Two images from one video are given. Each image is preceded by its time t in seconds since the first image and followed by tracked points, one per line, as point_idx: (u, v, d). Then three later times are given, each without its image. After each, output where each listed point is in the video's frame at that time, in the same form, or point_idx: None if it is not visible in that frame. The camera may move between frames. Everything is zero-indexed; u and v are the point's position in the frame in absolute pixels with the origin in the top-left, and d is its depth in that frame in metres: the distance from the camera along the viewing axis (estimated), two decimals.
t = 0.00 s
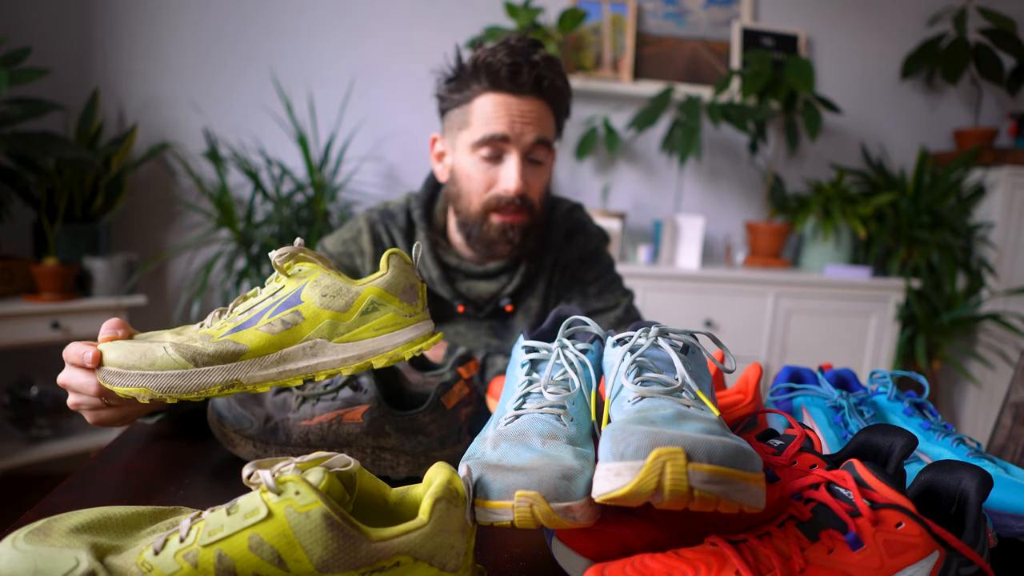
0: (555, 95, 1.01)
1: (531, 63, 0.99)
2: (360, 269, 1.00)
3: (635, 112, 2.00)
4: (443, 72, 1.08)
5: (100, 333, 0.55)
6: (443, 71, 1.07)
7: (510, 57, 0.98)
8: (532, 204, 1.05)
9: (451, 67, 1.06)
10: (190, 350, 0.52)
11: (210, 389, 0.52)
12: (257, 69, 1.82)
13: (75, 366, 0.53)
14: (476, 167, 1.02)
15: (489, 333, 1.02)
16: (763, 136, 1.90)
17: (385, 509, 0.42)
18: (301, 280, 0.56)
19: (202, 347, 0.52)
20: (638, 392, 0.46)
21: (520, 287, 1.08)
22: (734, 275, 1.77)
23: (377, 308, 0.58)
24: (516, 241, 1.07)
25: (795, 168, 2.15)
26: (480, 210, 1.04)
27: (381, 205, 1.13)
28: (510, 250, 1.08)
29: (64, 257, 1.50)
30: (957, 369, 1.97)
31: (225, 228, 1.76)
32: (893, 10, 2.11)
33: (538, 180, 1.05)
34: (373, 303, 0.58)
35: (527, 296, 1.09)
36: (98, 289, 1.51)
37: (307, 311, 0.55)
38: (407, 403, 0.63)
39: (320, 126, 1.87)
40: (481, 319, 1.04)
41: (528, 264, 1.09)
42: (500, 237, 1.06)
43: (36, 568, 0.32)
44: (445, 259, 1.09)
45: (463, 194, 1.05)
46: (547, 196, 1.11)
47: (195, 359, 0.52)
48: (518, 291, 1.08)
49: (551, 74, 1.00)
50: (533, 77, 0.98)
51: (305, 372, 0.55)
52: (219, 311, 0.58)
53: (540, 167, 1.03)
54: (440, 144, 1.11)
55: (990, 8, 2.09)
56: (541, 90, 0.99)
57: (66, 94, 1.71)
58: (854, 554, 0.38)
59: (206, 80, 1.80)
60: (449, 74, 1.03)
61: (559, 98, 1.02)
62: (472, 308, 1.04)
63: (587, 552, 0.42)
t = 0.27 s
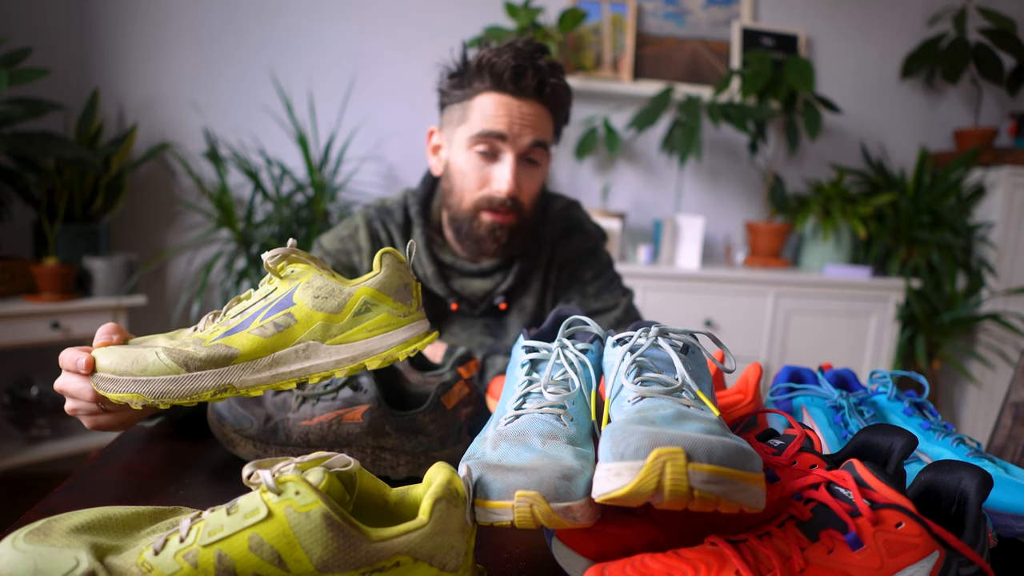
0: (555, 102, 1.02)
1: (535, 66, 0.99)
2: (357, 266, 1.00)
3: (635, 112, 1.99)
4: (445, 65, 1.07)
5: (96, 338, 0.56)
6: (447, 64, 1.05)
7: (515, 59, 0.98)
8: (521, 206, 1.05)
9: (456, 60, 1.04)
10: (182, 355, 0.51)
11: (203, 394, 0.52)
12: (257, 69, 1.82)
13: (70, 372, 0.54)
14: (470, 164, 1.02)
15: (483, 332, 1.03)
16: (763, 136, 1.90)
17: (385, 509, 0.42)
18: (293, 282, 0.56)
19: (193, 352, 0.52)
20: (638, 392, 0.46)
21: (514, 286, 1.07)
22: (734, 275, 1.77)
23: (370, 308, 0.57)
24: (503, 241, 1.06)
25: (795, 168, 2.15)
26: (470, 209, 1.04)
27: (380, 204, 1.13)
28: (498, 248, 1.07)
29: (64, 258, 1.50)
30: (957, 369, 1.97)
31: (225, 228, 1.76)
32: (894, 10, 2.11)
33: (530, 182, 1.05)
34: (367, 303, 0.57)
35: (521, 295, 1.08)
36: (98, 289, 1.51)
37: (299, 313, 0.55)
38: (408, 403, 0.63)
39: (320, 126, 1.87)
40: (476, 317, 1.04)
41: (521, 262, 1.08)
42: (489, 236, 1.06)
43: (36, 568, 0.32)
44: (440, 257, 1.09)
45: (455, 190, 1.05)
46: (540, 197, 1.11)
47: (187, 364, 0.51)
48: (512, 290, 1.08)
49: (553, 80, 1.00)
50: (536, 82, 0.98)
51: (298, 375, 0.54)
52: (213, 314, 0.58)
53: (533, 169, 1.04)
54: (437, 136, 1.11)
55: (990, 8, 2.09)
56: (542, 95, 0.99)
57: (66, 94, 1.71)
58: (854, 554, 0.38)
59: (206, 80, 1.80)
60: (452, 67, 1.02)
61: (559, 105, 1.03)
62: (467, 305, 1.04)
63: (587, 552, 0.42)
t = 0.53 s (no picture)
0: (555, 101, 1.02)
1: (533, 67, 0.99)
2: (359, 268, 1.00)
3: (635, 112, 1.99)
4: (445, 66, 1.07)
5: (97, 338, 0.56)
6: (447, 66, 1.05)
7: (512, 60, 0.98)
8: (524, 206, 1.05)
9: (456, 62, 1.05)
10: (181, 358, 0.51)
11: (201, 398, 0.52)
12: (257, 69, 1.82)
13: (72, 370, 0.54)
14: (471, 166, 1.02)
15: (483, 333, 1.03)
16: (763, 136, 1.90)
17: (385, 509, 0.42)
18: (294, 287, 0.56)
19: (192, 355, 0.52)
20: (638, 392, 0.46)
21: (517, 287, 1.07)
22: (735, 275, 1.77)
23: (370, 315, 0.57)
24: (507, 242, 1.06)
25: (795, 168, 2.15)
26: (473, 210, 1.04)
27: (381, 205, 1.13)
28: (502, 250, 1.07)
29: (64, 257, 1.50)
30: (957, 369, 1.97)
31: (225, 228, 1.76)
32: (894, 10, 2.11)
33: (531, 183, 1.05)
34: (367, 311, 0.57)
35: (523, 296, 1.08)
36: (98, 290, 1.51)
37: (299, 319, 0.55)
38: (408, 403, 0.63)
39: (320, 126, 1.87)
40: (478, 318, 1.04)
41: (524, 263, 1.08)
42: (493, 238, 1.06)
43: (36, 568, 0.32)
44: (442, 257, 1.08)
45: (458, 193, 1.06)
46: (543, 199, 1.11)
47: (186, 367, 0.51)
48: (514, 290, 1.07)
49: (552, 79, 1.00)
50: (534, 81, 0.98)
51: (296, 381, 0.54)
52: (213, 317, 0.58)
53: (534, 169, 1.04)
54: (439, 140, 1.11)
55: (990, 8, 2.09)
56: (542, 95, 0.99)
57: (66, 94, 1.71)
58: (854, 554, 0.38)
59: (206, 80, 1.80)
60: (452, 70, 1.02)
61: (559, 104, 1.03)
62: (470, 306, 1.04)
63: (587, 552, 0.42)
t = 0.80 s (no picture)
0: (555, 102, 1.01)
1: (532, 68, 0.98)
2: (360, 269, 1.00)
3: (635, 112, 2.00)
4: (445, 68, 1.07)
5: (96, 337, 0.56)
6: (447, 67, 1.05)
7: (512, 61, 0.97)
8: (525, 208, 1.04)
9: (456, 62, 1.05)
10: (179, 356, 0.51)
11: (200, 395, 0.52)
12: (257, 69, 1.82)
13: (71, 370, 0.54)
14: (472, 169, 1.02)
15: (484, 334, 1.03)
16: (763, 136, 1.90)
17: (385, 509, 0.42)
18: (292, 284, 0.56)
19: (190, 352, 0.52)
20: (638, 392, 0.46)
21: (518, 287, 1.07)
22: (735, 275, 1.77)
23: (368, 311, 0.57)
24: (509, 242, 1.06)
25: (795, 168, 2.15)
26: (474, 211, 1.04)
27: (381, 205, 1.13)
28: (504, 250, 1.07)
29: (64, 257, 1.50)
30: (957, 369, 1.97)
31: (225, 228, 1.76)
32: (894, 10, 2.11)
33: (531, 184, 1.05)
34: (365, 306, 0.57)
35: (525, 296, 1.08)
36: (98, 290, 1.51)
37: (297, 315, 0.55)
38: (408, 403, 0.63)
39: (320, 126, 1.87)
40: (479, 318, 1.05)
41: (526, 264, 1.08)
42: (495, 237, 1.05)
43: (36, 568, 0.32)
44: (444, 258, 1.08)
45: (458, 195, 1.06)
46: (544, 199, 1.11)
47: (185, 365, 0.51)
48: (516, 291, 1.08)
49: (552, 80, 1.00)
50: (534, 82, 0.98)
51: (296, 378, 0.54)
52: (211, 315, 0.58)
53: (535, 171, 1.04)
54: (439, 142, 1.11)
55: (990, 8, 2.09)
56: (542, 96, 0.98)
57: (66, 94, 1.71)
58: (854, 555, 0.38)
59: (206, 80, 1.80)
60: (451, 72, 1.02)
61: (559, 105, 1.03)
62: (471, 307, 1.04)
63: (587, 553, 0.42)
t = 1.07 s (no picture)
0: (559, 103, 1.01)
1: (536, 69, 0.98)
2: (360, 269, 1.00)
3: (635, 112, 2.00)
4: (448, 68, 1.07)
5: (97, 339, 0.56)
6: (449, 67, 1.05)
7: (515, 62, 0.97)
8: (526, 209, 1.04)
9: (459, 62, 1.04)
10: (180, 359, 0.51)
11: (200, 399, 0.52)
12: (257, 69, 1.82)
13: (71, 372, 0.54)
14: (474, 168, 1.02)
15: (484, 334, 1.03)
16: (763, 136, 1.90)
17: (385, 509, 0.42)
18: (293, 288, 0.56)
19: (191, 356, 0.52)
20: (638, 392, 0.46)
21: (519, 288, 1.07)
22: (735, 275, 1.77)
23: (369, 316, 0.57)
24: (509, 244, 1.06)
25: (796, 168, 2.15)
26: (475, 212, 1.04)
27: (381, 205, 1.13)
28: (505, 251, 1.07)
29: (64, 257, 1.50)
30: (957, 369, 1.97)
31: (225, 228, 1.76)
32: (894, 10, 2.11)
33: (533, 185, 1.05)
34: (366, 311, 0.57)
35: (525, 296, 1.08)
36: (98, 290, 1.51)
37: (298, 319, 0.55)
38: (408, 403, 0.63)
39: (320, 126, 1.87)
40: (480, 318, 1.05)
41: (527, 264, 1.08)
42: (495, 239, 1.05)
43: (36, 568, 0.32)
44: (444, 259, 1.08)
45: (460, 195, 1.06)
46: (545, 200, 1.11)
47: (185, 368, 0.51)
48: (516, 291, 1.08)
49: (556, 81, 1.00)
50: (538, 83, 0.97)
51: (296, 382, 0.54)
52: (213, 317, 0.58)
53: (537, 171, 1.04)
54: (442, 141, 1.11)
55: (990, 8, 2.09)
56: (545, 97, 0.98)
57: (66, 94, 1.71)
58: (854, 555, 0.38)
59: (206, 80, 1.80)
60: (455, 71, 1.02)
61: (563, 106, 1.02)
62: (471, 307, 1.05)
63: (587, 553, 0.42)
